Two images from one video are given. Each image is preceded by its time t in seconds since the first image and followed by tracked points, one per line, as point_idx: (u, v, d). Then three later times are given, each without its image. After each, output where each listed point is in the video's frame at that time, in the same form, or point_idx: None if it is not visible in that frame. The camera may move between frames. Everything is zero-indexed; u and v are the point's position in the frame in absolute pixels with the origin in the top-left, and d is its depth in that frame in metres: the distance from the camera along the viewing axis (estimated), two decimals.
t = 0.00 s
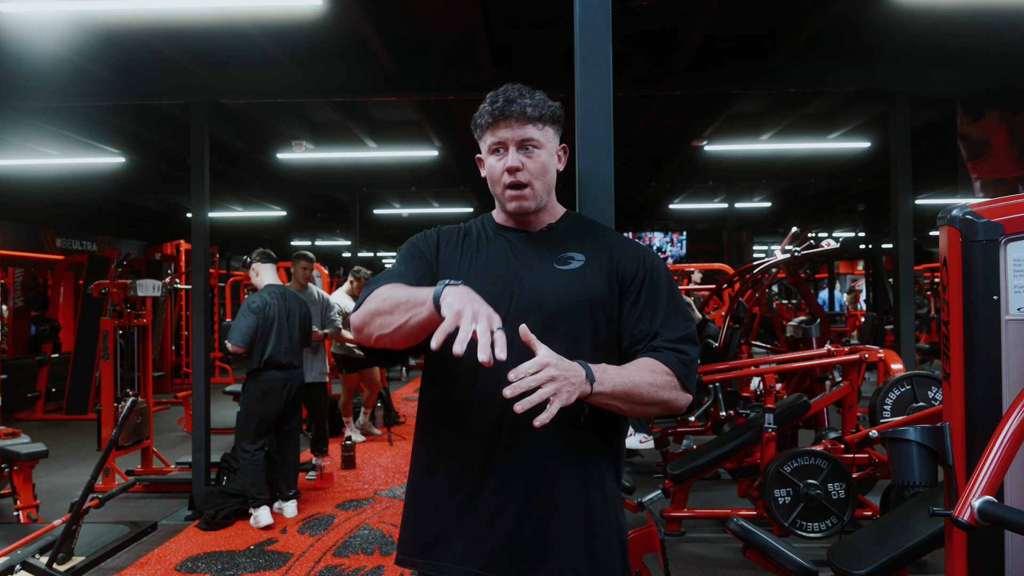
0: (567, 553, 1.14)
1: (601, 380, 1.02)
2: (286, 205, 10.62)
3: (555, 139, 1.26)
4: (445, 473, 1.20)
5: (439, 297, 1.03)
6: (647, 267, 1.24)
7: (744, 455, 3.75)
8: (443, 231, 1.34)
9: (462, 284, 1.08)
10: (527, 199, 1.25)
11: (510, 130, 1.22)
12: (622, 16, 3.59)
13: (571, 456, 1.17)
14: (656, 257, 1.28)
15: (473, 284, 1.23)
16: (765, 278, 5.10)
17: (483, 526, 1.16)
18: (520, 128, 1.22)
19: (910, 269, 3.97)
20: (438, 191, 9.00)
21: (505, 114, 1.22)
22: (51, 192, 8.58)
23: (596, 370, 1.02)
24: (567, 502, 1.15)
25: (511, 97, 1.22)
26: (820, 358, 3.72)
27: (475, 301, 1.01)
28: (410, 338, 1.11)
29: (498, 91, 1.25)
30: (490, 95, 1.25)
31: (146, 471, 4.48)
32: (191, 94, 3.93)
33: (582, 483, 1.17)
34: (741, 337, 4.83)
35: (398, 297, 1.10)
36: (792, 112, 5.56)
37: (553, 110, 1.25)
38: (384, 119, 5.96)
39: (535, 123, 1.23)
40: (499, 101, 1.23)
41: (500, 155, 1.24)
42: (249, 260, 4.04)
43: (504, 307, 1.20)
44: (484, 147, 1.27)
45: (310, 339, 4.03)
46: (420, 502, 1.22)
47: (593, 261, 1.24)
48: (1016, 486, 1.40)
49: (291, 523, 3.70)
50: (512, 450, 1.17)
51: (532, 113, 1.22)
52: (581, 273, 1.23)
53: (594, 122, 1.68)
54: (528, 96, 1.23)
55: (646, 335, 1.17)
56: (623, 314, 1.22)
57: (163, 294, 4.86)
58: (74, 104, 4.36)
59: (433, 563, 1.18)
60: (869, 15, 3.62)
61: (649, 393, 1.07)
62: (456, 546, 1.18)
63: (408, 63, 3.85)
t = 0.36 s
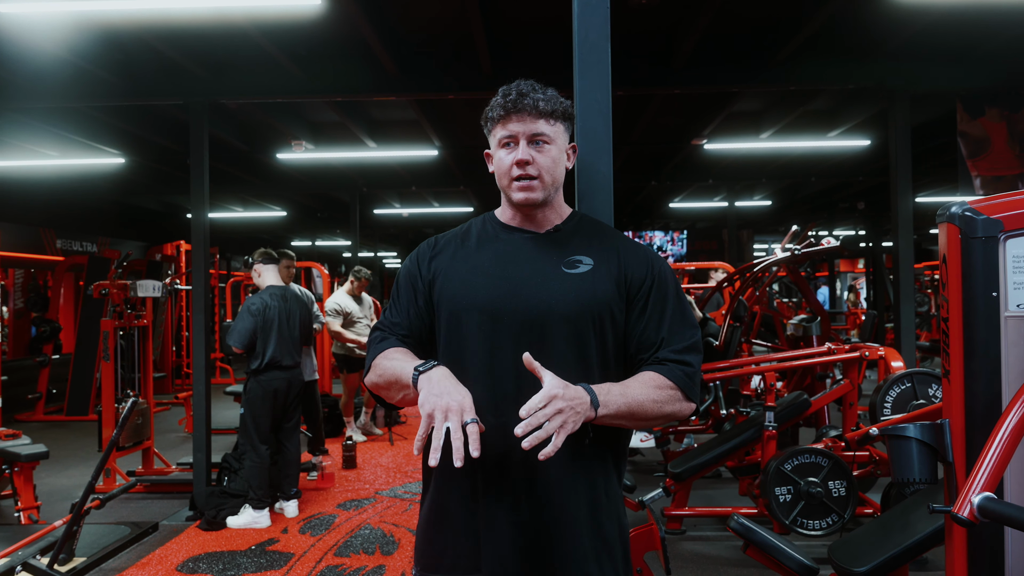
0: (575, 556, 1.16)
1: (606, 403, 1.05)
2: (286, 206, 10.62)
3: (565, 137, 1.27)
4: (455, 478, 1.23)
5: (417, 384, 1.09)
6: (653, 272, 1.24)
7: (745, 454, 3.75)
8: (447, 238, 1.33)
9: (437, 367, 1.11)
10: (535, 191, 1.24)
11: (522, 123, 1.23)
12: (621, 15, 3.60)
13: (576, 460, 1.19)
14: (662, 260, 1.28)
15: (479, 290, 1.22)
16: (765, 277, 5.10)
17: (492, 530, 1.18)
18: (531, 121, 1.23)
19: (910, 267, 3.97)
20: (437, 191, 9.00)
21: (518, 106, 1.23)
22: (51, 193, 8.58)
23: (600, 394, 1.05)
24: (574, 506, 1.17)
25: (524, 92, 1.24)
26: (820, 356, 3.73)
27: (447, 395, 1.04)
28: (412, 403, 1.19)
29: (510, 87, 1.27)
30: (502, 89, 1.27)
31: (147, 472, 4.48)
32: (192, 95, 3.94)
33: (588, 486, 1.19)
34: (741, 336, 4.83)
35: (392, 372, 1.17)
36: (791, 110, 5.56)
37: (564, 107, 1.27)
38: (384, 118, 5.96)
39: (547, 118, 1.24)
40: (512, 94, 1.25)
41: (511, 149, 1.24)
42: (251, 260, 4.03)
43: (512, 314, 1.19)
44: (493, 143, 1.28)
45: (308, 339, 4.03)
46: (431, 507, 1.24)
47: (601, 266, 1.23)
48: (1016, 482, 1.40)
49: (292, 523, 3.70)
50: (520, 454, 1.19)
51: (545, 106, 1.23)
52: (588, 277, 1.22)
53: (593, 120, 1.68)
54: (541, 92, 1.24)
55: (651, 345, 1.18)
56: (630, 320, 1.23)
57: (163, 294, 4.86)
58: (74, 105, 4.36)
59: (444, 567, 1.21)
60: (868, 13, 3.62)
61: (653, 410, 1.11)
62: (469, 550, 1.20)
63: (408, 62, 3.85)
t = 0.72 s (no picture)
0: (574, 556, 1.15)
1: (598, 395, 1.06)
2: (285, 205, 10.60)
3: (561, 134, 1.27)
4: (454, 478, 1.22)
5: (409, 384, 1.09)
6: (650, 267, 1.23)
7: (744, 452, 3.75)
8: (444, 238, 1.33)
9: (429, 367, 1.11)
10: (533, 190, 1.24)
11: (518, 122, 1.22)
12: (620, 14, 3.59)
13: (576, 459, 1.18)
14: (658, 254, 1.27)
15: (476, 289, 1.21)
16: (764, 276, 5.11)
17: (493, 530, 1.17)
18: (528, 121, 1.23)
19: (909, 266, 3.96)
20: (437, 190, 9.00)
21: (514, 105, 1.22)
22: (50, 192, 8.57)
23: (592, 387, 1.05)
24: (573, 506, 1.16)
25: (520, 90, 1.23)
26: (819, 355, 3.73)
27: (438, 391, 1.05)
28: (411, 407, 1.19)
29: (506, 85, 1.25)
30: (498, 88, 1.26)
31: (146, 471, 4.48)
32: (190, 94, 3.95)
33: (587, 485, 1.18)
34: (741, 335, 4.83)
35: (387, 375, 1.18)
36: (790, 109, 5.55)
37: (561, 106, 1.26)
38: (382, 117, 5.95)
39: (543, 117, 1.23)
40: (507, 93, 1.23)
41: (508, 148, 1.24)
42: (246, 257, 4.00)
43: (509, 312, 1.19)
44: (490, 141, 1.27)
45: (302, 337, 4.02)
46: (431, 510, 1.24)
47: (598, 262, 1.23)
48: (1015, 480, 1.40)
49: (291, 523, 3.69)
50: (518, 453, 1.19)
51: (541, 105, 1.23)
52: (585, 274, 1.22)
53: (591, 119, 1.67)
54: (536, 90, 1.23)
55: (648, 340, 1.18)
56: (627, 316, 1.22)
57: (162, 293, 4.86)
58: (73, 104, 4.36)
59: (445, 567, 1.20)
60: (868, 12, 3.62)
61: (648, 403, 1.10)
62: (468, 552, 1.20)
63: (407, 61, 3.84)
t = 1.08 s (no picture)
0: (568, 557, 1.15)
1: (595, 399, 1.06)
2: (284, 204, 10.59)
3: (563, 134, 1.27)
4: (450, 479, 1.22)
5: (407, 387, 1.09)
6: (649, 271, 1.23)
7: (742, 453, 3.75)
8: (442, 236, 1.33)
9: (428, 369, 1.11)
10: (534, 191, 1.24)
11: (521, 122, 1.22)
12: (619, 14, 3.60)
13: (571, 461, 1.18)
14: (657, 258, 1.27)
15: (473, 289, 1.21)
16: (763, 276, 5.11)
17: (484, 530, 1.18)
18: (530, 120, 1.22)
19: (908, 266, 3.97)
20: (436, 190, 9.00)
21: (517, 104, 1.22)
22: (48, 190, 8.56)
23: (589, 390, 1.05)
24: (566, 507, 1.16)
25: (523, 89, 1.22)
26: (818, 356, 3.74)
27: (437, 393, 1.04)
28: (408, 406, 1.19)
29: (509, 83, 1.25)
30: (501, 86, 1.25)
31: (144, 470, 4.47)
32: (188, 93, 3.95)
33: (582, 488, 1.18)
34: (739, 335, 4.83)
35: (386, 375, 1.17)
36: (790, 110, 5.56)
37: (564, 105, 1.26)
38: (382, 117, 5.95)
39: (546, 116, 1.23)
40: (511, 92, 1.23)
41: (510, 147, 1.23)
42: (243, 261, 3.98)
43: (507, 312, 1.19)
44: (492, 139, 1.26)
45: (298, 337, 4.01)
46: (425, 510, 1.23)
47: (596, 264, 1.23)
48: (1012, 481, 1.40)
49: (288, 522, 3.69)
50: (514, 454, 1.19)
51: (545, 105, 1.22)
52: (584, 276, 1.22)
53: (589, 118, 1.67)
54: (540, 89, 1.23)
55: (645, 344, 1.18)
56: (624, 319, 1.22)
57: (161, 292, 4.85)
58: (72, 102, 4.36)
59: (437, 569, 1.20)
60: (866, 13, 3.62)
61: (643, 408, 1.11)
62: (462, 553, 1.20)
63: (405, 60, 3.84)
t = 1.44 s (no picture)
0: (564, 556, 1.15)
1: (580, 398, 1.03)
2: (284, 203, 10.58)
3: (563, 138, 1.25)
4: (445, 478, 1.21)
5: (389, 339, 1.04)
6: (639, 264, 1.23)
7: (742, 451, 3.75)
8: (436, 231, 1.32)
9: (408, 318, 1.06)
10: (531, 195, 1.23)
11: (523, 127, 1.19)
12: (619, 12, 3.59)
13: (569, 460, 1.18)
14: (648, 253, 1.26)
15: (466, 282, 1.21)
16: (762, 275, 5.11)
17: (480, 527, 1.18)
18: (533, 125, 1.20)
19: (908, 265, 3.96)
20: (436, 188, 8.99)
21: (519, 108, 1.19)
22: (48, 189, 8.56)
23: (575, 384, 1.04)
24: (561, 504, 1.16)
25: (527, 94, 1.19)
26: (818, 354, 3.74)
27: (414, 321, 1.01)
28: (392, 367, 1.14)
29: (511, 84, 1.21)
30: (502, 86, 1.21)
31: (144, 468, 4.47)
32: (187, 91, 3.95)
33: (577, 487, 1.18)
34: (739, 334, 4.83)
35: (367, 334, 1.12)
36: (790, 108, 5.55)
37: (566, 109, 1.24)
38: (381, 115, 5.94)
39: (548, 122, 1.21)
40: (514, 95, 1.19)
41: (510, 150, 1.21)
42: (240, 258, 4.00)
43: (498, 306, 1.19)
44: (491, 139, 1.24)
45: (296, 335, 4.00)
46: (421, 509, 1.23)
47: (587, 259, 1.23)
48: (1013, 479, 1.40)
49: (288, 520, 3.69)
50: (511, 452, 1.19)
51: (548, 111, 1.20)
52: (576, 271, 1.21)
53: (589, 115, 1.67)
54: (543, 93, 1.20)
55: (632, 334, 1.16)
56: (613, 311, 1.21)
57: (161, 290, 4.84)
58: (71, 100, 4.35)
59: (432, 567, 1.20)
60: (867, 11, 3.62)
61: (628, 409, 1.09)
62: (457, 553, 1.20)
63: (405, 59, 3.83)
